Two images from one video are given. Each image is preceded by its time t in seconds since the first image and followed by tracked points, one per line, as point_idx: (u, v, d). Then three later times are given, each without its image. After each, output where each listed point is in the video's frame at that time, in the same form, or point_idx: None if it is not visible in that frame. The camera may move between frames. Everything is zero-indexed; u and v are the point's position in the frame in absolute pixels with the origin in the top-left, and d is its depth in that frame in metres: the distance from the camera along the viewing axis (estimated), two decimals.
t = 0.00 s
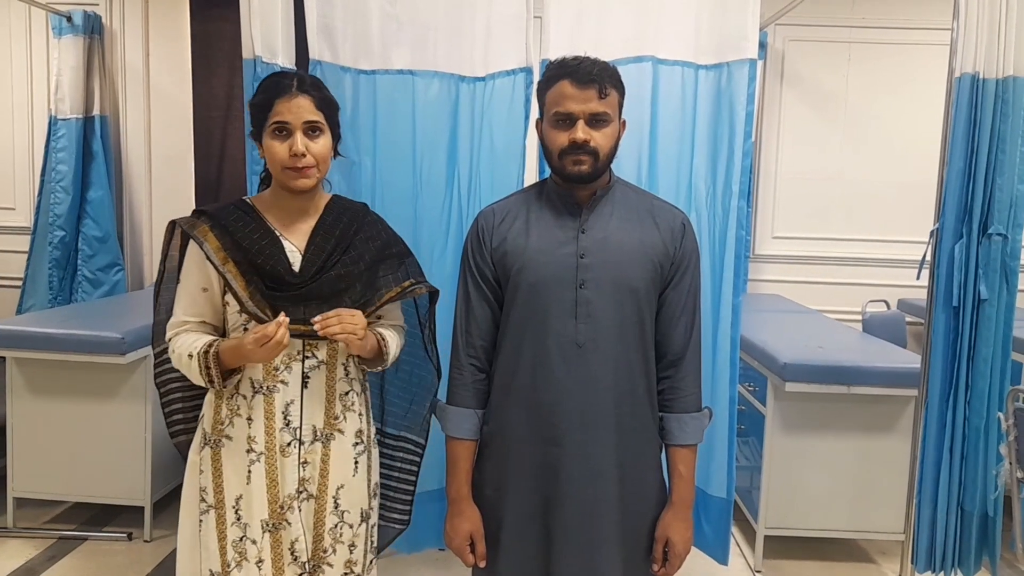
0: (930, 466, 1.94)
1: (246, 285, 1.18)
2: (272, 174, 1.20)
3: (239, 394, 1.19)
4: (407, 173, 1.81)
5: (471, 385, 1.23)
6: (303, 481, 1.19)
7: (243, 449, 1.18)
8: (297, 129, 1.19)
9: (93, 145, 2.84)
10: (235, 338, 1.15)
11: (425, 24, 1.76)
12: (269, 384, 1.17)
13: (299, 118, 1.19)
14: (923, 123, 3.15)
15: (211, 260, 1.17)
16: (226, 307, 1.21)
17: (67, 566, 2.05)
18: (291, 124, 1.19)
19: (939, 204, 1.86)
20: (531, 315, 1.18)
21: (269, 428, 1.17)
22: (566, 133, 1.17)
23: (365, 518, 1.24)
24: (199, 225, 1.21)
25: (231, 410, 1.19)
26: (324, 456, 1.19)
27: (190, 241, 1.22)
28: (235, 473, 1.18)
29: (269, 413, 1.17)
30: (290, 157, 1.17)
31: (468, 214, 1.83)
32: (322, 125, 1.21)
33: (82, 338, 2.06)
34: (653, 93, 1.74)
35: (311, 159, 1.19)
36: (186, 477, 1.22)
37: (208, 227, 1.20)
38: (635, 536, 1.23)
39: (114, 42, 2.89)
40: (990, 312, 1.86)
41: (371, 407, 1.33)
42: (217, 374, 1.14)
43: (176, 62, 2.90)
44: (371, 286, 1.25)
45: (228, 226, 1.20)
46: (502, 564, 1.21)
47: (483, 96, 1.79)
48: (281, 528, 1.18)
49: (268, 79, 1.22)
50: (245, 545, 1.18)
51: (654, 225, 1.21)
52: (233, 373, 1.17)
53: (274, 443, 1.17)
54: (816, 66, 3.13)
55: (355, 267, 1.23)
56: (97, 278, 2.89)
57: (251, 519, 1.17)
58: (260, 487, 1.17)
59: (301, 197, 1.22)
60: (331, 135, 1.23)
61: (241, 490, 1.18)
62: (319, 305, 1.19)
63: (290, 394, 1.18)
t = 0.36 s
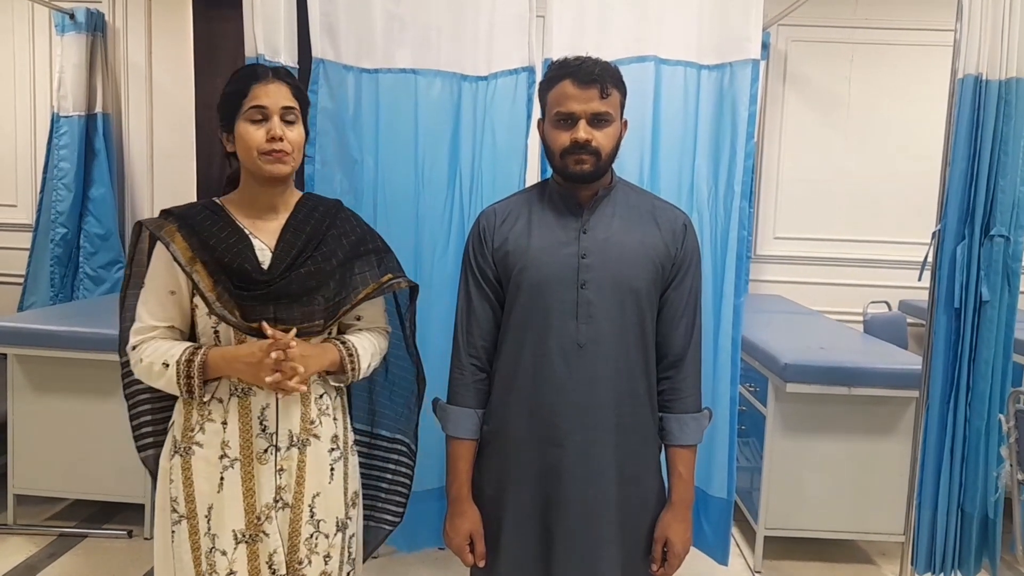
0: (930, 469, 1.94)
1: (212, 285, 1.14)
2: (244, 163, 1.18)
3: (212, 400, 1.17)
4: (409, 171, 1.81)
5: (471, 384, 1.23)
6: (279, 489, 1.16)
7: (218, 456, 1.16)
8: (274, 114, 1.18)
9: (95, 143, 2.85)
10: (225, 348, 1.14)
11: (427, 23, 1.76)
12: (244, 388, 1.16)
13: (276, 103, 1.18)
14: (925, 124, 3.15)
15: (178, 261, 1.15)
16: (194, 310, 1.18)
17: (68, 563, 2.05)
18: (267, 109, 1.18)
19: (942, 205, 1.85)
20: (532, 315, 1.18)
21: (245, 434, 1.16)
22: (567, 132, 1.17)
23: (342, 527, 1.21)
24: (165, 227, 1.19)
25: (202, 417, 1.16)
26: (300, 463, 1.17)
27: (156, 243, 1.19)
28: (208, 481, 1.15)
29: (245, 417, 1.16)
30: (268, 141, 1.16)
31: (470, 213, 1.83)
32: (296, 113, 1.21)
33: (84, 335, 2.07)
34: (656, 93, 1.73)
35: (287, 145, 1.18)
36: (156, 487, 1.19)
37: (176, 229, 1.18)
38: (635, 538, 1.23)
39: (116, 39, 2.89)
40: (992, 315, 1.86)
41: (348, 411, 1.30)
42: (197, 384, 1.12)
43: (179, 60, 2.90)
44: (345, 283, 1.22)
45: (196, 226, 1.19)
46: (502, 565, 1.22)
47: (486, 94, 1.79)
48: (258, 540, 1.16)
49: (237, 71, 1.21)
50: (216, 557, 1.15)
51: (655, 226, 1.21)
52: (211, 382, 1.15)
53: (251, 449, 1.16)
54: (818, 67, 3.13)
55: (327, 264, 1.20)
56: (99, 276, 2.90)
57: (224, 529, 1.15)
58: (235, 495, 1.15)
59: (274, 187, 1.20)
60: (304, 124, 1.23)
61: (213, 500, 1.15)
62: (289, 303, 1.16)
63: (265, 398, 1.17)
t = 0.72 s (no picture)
0: (931, 470, 1.93)
1: (198, 287, 1.11)
2: (236, 155, 1.15)
3: (195, 407, 1.14)
4: (409, 172, 1.81)
5: (472, 385, 1.23)
6: (269, 494, 1.16)
7: (205, 463, 1.14)
8: (267, 107, 1.18)
9: (95, 144, 2.85)
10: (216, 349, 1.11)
11: (427, 24, 1.76)
12: (234, 390, 1.15)
13: (267, 98, 1.19)
14: (925, 124, 3.15)
15: (161, 262, 1.10)
16: (170, 315, 1.14)
17: (68, 565, 2.05)
18: (260, 103, 1.17)
19: (942, 206, 1.85)
20: (533, 316, 1.18)
21: (233, 439, 1.15)
22: (569, 134, 1.17)
23: (330, 528, 1.22)
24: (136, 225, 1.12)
25: (183, 425, 1.14)
26: (288, 466, 1.17)
27: (125, 244, 1.12)
28: (195, 490, 1.14)
29: (234, 423, 1.15)
30: (268, 134, 1.16)
31: (470, 214, 1.83)
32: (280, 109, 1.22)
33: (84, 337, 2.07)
34: (656, 95, 1.73)
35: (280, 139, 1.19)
36: (134, 501, 1.16)
37: (149, 228, 1.12)
38: (634, 540, 1.23)
39: (116, 41, 2.89)
40: (993, 315, 1.86)
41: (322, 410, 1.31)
42: (190, 388, 1.09)
43: (179, 62, 2.91)
44: (323, 283, 1.23)
45: (173, 225, 1.13)
46: (501, 567, 1.21)
47: (485, 95, 1.79)
48: (249, 548, 1.15)
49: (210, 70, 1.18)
50: (205, 568, 1.13)
51: (656, 227, 1.21)
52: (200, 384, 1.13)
53: (240, 455, 1.15)
54: (818, 68, 3.13)
55: (310, 264, 1.21)
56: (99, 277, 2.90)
57: (213, 539, 1.13)
58: (224, 503, 1.13)
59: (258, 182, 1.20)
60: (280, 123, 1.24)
61: (201, 509, 1.14)
62: (280, 303, 1.17)
63: (254, 401, 1.16)
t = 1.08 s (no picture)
0: (929, 470, 1.93)
1: (201, 296, 1.10)
2: (227, 165, 1.15)
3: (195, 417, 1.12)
4: (406, 173, 1.81)
5: (470, 386, 1.23)
6: (272, 496, 1.19)
7: (209, 472, 1.12)
8: (261, 119, 1.18)
9: (91, 147, 2.87)
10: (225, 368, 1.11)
11: (425, 25, 1.76)
12: (238, 399, 1.15)
13: (263, 109, 1.19)
14: (922, 124, 3.15)
15: (165, 273, 1.07)
16: (167, 323, 1.11)
17: (66, 569, 2.05)
18: (255, 114, 1.17)
19: (939, 206, 1.86)
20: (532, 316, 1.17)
21: (239, 445, 1.15)
22: (566, 135, 1.16)
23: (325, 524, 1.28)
24: (130, 232, 1.08)
25: (184, 435, 1.12)
26: (289, 467, 1.21)
27: (119, 252, 1.08)
28: (198, 500, 1.12)
29: (239, 430, 1.15)
30: (261, 147, 1.17)
31: (468, 214, 1.83)
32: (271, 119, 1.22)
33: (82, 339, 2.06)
34: (654, 95, 1.74)
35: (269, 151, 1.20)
36: (129, 514, 1.13)
37: (145, 235, 1.08)
38: (635, 541, 1.23)
39: (113, 42, 2.88)
40: (990, 315, 1.86)
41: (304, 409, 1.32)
42: (206, 408, 1.09)
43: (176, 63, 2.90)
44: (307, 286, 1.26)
45: (170, 231, 1.09)
46: (501, 569, 1.21)
47: (483, 96, 1.79)
48: (255, 551, 1.16)
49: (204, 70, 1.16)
50: None
51: (653, 226, 1.21)
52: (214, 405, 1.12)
53: (246, 460, 1.15)
54: (815, 68, 3.14)
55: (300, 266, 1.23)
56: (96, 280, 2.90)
57: (220, 547, 1.12)
58: (232, 509, 1.13)
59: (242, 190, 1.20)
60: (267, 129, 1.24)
61: (203, 519, 1.12)
62: (282, 308, 1.17)
63: (257, 407, 1.18)
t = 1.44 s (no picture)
0: (929, 471, 1.93)
1: (215, 295, 1.10)
2: (230, 166, 1.14)
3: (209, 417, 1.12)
4: (406, 173, 1.81)
5: (469, 386, 1.23)
6: (285, 491, 1.19)
7: (225, 470, 1.12)
8: (267, 120, 1.17)
9: (91, 147, 2.85)
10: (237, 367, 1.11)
11: (425, 26, 1.76)
12: (251, 398, 1.15)
13: (268, 110, 1.18)
14: (922, 126, 3.15)
15: (178, 272, 1.07)
16: (179, 321, 1.11)
17: (65, 569, 2.04)
18: (260, 115, 1.17)
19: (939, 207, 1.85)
20: (530, 316, 1.17)
21: (253, 443, 1.15)
22: (565, 136, 1.16)
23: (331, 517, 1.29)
24: (140, 231, 1.07)
25: (200, 436, 1.11)
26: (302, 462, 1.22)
27: (131, 251, 1.07)
28: (213, 499, 1.11)
29: (254, 427, 1.15)
30: (265, 148, 1.16)
31: (467, 214, 1.83)
32: (277, 119, 1.21)
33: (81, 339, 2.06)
34: (654, 96, 1.73)
35: (274, 151, 1.19)
36: (143, 516, 1.12)
37: (157, 234, 1.07)
38: (634, 539, 1.23)
39: (112, 42, 2.88)
40: (990, 316, 1.86)
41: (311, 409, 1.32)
42: (220, 408, 1.09)
43: (176, 64, 2.90)
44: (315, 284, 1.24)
45: (181, 229, 1.09)
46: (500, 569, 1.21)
47: (482, 96, 1.79)
48: (267, 542, 1.17)
49: (209, 68, 1.16)
50: (229, 571, 1.13)
51: (652, 226, 1.21)
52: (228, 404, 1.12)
53: (260, 457, 1.16)
54: (815, 70, 3.14)
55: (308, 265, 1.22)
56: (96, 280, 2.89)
57: (237, 542, 1.13)
58: (248, 506, 1.14)
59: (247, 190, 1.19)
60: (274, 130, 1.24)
61: (220, 516, 1.12)
62: (294, 307, 1.16)
63: (270, 404, 1.17)
